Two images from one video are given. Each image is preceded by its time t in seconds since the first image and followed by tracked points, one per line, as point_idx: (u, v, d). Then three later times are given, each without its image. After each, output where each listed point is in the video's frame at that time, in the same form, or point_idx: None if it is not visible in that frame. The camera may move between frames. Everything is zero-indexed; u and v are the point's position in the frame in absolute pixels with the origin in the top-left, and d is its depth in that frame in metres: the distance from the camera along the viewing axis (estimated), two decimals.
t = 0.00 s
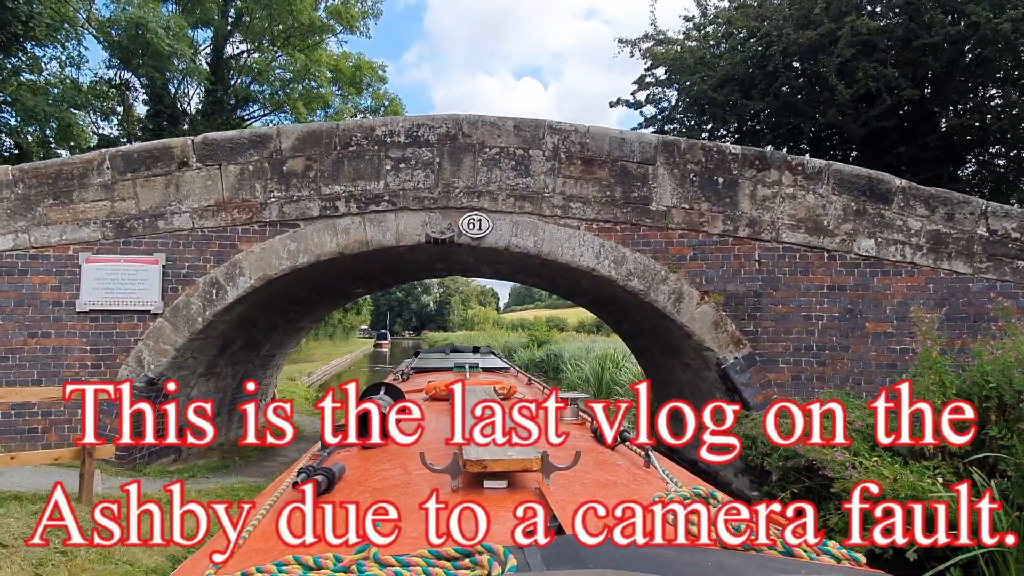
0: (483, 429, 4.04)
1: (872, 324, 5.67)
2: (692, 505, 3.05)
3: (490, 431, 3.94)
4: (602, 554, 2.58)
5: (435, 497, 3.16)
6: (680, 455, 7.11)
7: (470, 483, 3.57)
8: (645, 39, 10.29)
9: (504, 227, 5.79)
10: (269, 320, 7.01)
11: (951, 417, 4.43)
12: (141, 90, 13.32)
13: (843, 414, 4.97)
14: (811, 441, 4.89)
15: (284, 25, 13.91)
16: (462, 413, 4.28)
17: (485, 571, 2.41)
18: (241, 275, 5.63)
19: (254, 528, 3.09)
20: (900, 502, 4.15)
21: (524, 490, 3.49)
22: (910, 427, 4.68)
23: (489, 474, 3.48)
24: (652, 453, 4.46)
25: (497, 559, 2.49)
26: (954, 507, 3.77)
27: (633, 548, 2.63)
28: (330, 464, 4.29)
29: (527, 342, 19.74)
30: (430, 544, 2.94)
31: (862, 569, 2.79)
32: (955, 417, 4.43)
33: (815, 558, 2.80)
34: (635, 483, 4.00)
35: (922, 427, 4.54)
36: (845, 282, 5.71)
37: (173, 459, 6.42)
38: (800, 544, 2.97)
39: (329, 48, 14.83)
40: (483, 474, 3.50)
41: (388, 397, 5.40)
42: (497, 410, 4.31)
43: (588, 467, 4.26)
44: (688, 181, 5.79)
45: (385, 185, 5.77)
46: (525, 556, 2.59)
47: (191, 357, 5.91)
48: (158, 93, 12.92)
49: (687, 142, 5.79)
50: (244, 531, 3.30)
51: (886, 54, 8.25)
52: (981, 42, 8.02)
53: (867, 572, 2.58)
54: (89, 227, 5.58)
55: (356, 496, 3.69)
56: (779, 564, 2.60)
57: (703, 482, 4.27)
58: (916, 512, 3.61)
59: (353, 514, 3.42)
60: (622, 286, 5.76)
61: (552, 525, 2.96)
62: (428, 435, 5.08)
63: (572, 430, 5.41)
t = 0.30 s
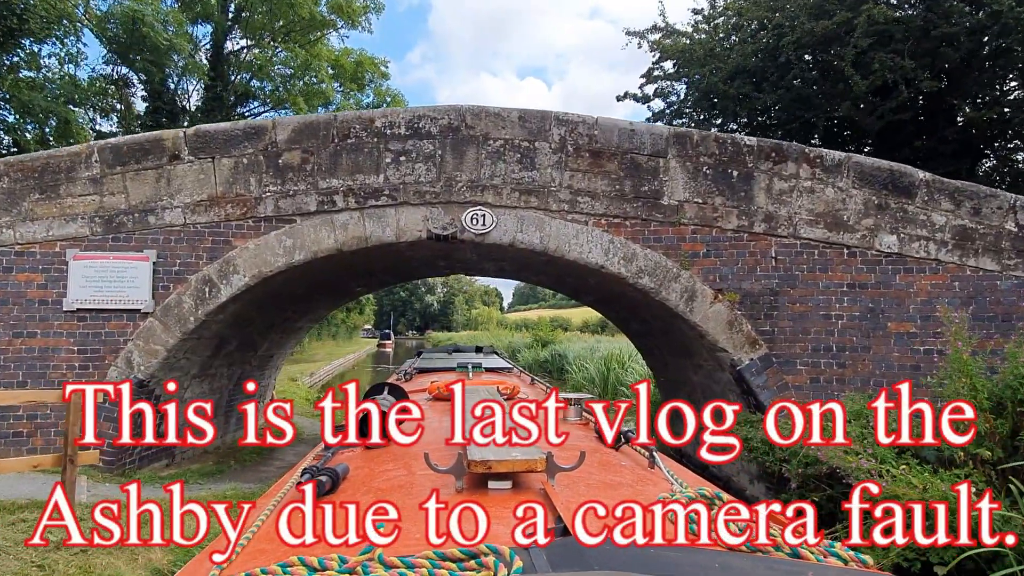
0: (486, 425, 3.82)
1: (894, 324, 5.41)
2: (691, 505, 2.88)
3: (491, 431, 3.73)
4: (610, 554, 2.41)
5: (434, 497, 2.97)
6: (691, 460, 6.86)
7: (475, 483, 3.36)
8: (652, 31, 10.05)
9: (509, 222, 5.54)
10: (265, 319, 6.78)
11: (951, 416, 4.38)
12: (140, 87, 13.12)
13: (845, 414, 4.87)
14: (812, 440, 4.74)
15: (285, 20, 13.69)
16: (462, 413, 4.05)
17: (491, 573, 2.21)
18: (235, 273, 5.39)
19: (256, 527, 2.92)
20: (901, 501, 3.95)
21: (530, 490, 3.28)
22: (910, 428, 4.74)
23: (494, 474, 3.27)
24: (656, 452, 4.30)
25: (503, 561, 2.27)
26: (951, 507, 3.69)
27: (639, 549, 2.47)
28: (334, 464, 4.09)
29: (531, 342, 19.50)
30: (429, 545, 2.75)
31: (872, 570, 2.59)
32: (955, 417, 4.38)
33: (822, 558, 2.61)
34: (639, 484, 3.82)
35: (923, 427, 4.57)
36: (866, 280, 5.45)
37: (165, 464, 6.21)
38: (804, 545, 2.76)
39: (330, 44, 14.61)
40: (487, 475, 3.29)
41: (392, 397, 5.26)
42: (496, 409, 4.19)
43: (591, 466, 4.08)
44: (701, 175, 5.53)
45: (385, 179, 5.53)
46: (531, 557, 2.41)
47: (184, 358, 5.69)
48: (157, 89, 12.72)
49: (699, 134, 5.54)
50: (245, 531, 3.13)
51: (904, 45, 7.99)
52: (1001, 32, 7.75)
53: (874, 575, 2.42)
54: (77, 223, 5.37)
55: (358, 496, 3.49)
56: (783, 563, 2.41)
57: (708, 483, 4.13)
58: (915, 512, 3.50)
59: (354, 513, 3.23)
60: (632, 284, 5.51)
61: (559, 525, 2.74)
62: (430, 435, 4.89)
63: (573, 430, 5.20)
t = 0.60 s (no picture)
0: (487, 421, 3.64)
1: (919, 323, 5.15)
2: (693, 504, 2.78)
3: (491, 430, 3.50)
4: (615, 553, 2.37)
5: (435, 496, 2.84)
6: (703, 465, 6.62)
7: (478, 481, 3.22)
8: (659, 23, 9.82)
9: (514, 217, 5.29)
10: (262, 319, 6.57)
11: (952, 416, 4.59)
12: (138, 83, 12.92)
13: (844, 414, 4.81)
14: (811, 440, 4.71)
15: (285, 15, 13.48)
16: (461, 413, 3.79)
17: (495, 572, 2.17)
18: (228, 270, 5.16)
19: (258, 528, 2.82)
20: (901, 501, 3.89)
21: (534, 490, 3.17)
22: (909, 426, 4.65)
23: (498, 473, 3.13)
24: (661, 451, 4.10)
25: (508, 560, 2.22)
26: (952, 507, 3.58)
27: (645, 550, 2.40)
28: (337, 464, 3.94)
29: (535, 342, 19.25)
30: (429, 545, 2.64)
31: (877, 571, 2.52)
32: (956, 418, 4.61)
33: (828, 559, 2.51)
34: (644, 483, 3.65)
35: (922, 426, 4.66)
36: (888, 276, 5.20)
37: (157, 469, 6.01)
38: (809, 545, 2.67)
39: (332, 40, 14.39)
40: (491, 473, 3.15)
41: (396, 395, 5.11)
42: (499, 410, 3.87)
43: (593, 466, 3.91)
44: (715, 167, 5.29)
45: (384, 172, 5.30)
46: (536, 555, 2.36)
47: (175, 359, 5.48)
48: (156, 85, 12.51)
49: (713, 125, 5.30)
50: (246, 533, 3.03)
51: (924, 35, 7.77)
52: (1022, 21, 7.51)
53: None
54: (63, 218, 5.17)
55: (360, 496, 3.35)
56: (789, 563, 2.37)
57: (713, 483, 3.96)
58: (915, 511, 3.42)
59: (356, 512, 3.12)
60: (643, 282, 5.27)
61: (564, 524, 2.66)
62: (432, 435, 4.69)
63: (574, 430, 4.97)
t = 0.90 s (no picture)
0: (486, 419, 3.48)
1: (942, 323, 4.91)
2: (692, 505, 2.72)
3: (491, 430, 3.33)
4: (615, 552, 2.29)
5: (434, 496, 2.74)
6: (713, 470, 6.39)
7: (478, 481, 3.08)
8: (666, 15, 9.58)
9: (517, 212, 5.06)
10: (256, 319, 6.35)
11: (951, 416, 4.69)
12: (135, 79, 12.71)
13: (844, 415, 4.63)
14: (811, 441, 4.62)
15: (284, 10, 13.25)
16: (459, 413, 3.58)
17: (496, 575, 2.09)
18: (218, 269, 4.94)
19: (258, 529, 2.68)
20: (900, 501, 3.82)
21: (536, 490, 3.04)
22: (909, 426, 4.60)
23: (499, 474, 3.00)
24: (663, 453, 3.91)
25: (508, 561, 2.15)
26: (949, 509, 3.56)
27: (645, 550, 2.33)
28: (338, 464, 3.74)
29: (538, 342, 19.00)
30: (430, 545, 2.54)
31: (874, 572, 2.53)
32: (955, 417, 4.73)
33: (826, 560, 2.51)
34: (643, 484, 3.48)
35: (922, 426, 4.63)
36: (910, 274, 4.95)
37: (146, 475, 5.81)
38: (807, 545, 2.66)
39: (332, 35, 14.16)
40: (492, 474, 3.01)
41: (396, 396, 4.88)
42: (500, 410, 3.68)
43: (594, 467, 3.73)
44: (728, 160, 5.05)
45: (382, 166, 5.06)
46: (534, 555, 2.28)
47: (164, 361, 5.26)
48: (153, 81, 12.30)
49: (725, 116, 5.06)
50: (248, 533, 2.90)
51: (941, 24, 7.52)
52: None
53: None
54: (46, 214, 4.97)
55: (361, 496, 3.18)
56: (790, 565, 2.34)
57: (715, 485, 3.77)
58: (912, 512, 3.45)
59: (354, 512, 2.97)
60: (652, 280, 5.03)
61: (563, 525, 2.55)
62: (431, 433, 4.47)
63: (574, 430, 4.75)
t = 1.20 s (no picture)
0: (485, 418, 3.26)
1: (967, 323, 4.66)
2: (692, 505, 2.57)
3: (490, 431, 3.12)
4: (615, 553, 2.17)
5: (434, 495, 2.55)
6: (723, 475, 6.14)
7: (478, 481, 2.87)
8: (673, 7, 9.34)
9: (520, 206, 4.82)
10: (249, 318, 6.12)
11: (951, 416, 4.46)
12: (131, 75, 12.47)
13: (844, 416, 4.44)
14: (811, 440, 4.49)
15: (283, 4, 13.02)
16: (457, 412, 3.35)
17: None
18: (207, 266, 4.71)
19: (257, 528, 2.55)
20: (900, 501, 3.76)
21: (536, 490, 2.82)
22: (909, 426, 4.40)
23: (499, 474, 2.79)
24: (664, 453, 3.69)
25: (508, 561, 2.02)
26: (948, 507, 3.44)
27: (644, 550, 2.21)
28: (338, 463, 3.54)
29: (540, 342, 18.73)
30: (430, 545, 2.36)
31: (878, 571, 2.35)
32: (956, 418, 4.50)
33: (829, 560, 2.35)
34: (642, 484, 3.26)
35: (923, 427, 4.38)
36: (934, 271, 4.71)
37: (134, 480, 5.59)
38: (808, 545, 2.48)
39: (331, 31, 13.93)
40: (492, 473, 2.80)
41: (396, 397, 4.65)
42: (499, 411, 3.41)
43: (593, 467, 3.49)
44: (741, 151, 4.80)
45: (378, 158, 4.83)
46: (534, 555, 2.14)
47: (151, 363, 5.04)
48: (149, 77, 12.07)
49: (739, 105, 4.82)
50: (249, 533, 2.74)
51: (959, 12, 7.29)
52: None
53: None
54: (27, 208, 4.76)
55: (362, 496, 3.02)
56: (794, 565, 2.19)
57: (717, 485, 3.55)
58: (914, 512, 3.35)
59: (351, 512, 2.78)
60: (661, 278, 4.79)
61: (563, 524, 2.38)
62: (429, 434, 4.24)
63: (574, 430, 4.52)
